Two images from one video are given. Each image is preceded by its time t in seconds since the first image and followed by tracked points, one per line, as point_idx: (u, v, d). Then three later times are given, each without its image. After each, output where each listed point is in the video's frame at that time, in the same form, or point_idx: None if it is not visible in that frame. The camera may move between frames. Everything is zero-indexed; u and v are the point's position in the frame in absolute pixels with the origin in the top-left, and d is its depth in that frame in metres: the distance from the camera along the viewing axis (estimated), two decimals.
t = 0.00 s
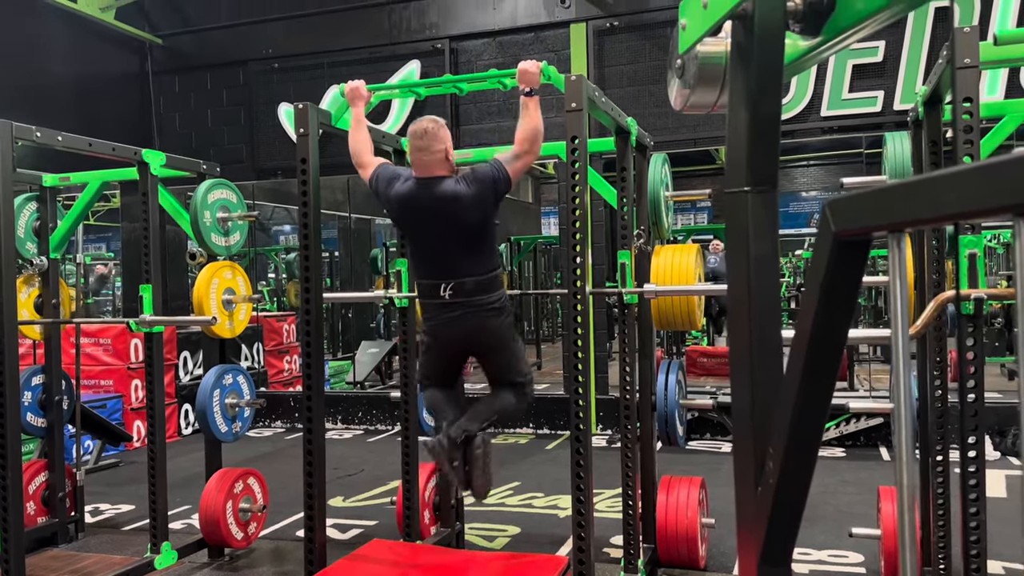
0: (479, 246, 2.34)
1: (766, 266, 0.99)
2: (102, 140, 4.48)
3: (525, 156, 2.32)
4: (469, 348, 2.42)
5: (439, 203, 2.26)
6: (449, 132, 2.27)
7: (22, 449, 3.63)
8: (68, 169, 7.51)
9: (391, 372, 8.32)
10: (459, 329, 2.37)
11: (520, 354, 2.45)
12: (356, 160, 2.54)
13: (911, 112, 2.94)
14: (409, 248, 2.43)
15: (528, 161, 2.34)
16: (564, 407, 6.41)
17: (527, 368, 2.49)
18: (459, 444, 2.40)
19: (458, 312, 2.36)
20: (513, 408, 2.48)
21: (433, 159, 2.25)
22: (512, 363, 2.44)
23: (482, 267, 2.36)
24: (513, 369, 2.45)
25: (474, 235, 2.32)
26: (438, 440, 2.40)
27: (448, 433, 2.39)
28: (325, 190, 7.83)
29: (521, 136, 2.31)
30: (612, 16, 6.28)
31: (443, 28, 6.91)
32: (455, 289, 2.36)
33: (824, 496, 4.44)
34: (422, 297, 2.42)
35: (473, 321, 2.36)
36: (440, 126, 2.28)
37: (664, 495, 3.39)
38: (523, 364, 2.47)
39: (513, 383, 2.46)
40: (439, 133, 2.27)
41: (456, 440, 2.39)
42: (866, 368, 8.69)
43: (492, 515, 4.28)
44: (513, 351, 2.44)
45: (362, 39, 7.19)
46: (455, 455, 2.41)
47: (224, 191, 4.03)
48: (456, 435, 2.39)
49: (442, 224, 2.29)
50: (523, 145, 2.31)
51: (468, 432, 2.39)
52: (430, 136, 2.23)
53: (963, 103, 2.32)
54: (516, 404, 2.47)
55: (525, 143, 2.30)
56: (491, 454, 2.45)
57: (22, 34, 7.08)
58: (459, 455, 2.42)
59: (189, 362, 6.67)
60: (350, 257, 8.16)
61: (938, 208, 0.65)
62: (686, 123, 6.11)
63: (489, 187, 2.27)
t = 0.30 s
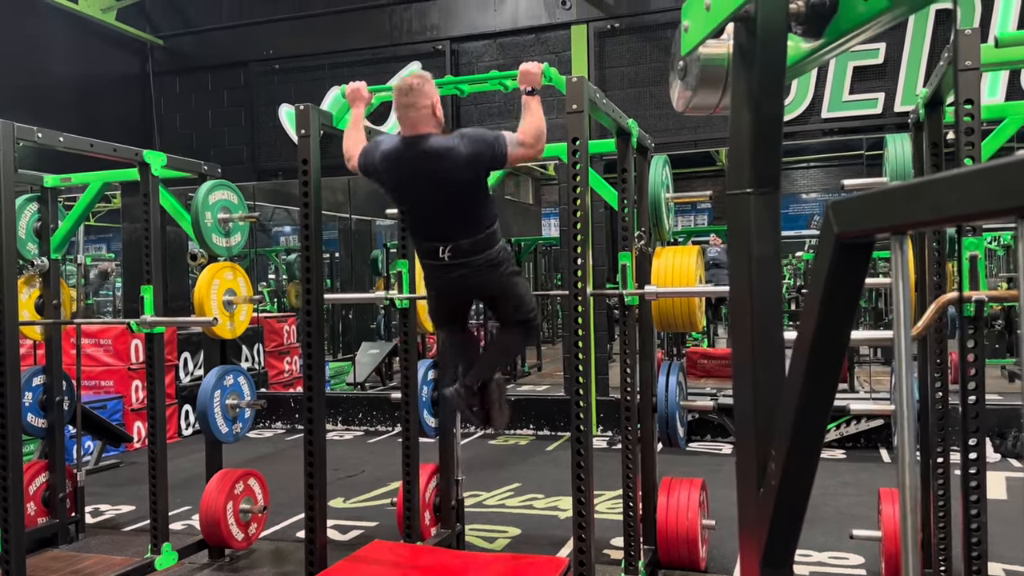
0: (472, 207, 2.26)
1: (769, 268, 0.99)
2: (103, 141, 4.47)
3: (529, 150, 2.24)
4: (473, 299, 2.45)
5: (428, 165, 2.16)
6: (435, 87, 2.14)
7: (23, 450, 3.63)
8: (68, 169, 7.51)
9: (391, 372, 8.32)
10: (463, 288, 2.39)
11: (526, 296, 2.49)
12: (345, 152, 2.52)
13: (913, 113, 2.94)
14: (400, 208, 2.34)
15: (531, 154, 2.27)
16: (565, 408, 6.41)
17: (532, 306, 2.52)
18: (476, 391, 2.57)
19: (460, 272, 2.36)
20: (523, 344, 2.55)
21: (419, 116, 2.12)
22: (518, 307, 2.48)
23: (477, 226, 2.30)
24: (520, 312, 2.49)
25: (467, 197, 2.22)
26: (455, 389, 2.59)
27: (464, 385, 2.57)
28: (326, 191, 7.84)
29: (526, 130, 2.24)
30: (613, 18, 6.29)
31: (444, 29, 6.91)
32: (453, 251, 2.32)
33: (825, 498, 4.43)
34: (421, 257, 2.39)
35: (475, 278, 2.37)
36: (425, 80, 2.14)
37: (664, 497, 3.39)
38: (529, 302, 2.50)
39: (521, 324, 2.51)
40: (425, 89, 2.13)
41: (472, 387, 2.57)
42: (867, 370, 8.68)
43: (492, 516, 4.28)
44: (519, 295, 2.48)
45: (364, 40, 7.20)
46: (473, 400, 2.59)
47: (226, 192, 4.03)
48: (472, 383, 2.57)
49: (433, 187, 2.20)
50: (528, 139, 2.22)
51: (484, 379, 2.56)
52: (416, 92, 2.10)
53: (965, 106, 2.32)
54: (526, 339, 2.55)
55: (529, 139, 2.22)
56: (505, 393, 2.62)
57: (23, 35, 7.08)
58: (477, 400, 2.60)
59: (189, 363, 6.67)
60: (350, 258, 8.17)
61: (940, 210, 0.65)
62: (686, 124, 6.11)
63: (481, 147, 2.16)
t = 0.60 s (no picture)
0: (469, 180, 2.28)
1: (770, 269, 0.99)
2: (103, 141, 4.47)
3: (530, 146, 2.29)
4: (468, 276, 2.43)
5: (429, 127, 2.23)
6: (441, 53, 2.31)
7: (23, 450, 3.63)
8: (68, 169, 7.51)
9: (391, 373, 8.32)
10: (459, 266, 2.39)
11: (522, 279, 2.46)
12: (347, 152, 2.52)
13: (913, 114, 2.94)
14: (400, 181, 2.38)
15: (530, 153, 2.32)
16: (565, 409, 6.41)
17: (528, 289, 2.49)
18: (471, 374, 2.47)
19: (456, 249, 2.36)
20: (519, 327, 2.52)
21: (424, 77, 2.26)
22: (514, 289, 2.45)
23: (473, 201, 2.31)
24: (516, 295, 2.46)
25: (464, 167, 2.26)
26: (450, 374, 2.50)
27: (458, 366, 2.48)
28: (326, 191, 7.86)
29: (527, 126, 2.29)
30: (614, 18, 6.29)
31: (445, 30, 6.91)
32: (448, 227, 2.33)
33: (825, 499, 4.43)
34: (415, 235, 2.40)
35: (470, 257, 2.36)
36: (431, 48, 2.33)
37: (664, 498, 3.39)
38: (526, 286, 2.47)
39: (516, 306, 2.48)
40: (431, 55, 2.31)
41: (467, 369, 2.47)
42: (867, 370, 8.68)
43: (492, 517, 4.28)
44: (516, 277, 2.44)
45: (364, 41, 7.21)
46: (468, 384, 2.48)
47: (226, 192, 4.03)
48: (467, 366, 2.47)
49: (431, 156, 2.25)
50: (530, 132, 2.28)
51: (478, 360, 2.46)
52: (421, 54, 2.27)
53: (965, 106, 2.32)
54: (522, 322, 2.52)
55: (530, 133, 2.29)
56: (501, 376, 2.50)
57: (23, 36, 7.08)
58: (472, 384, 2.49)
59: (189, 362, 6.67)
60: (351, 258, 8.17)
61: (942, 211, 0.65)
62: (687, 125, 6.11)
63: (482, 115, 2.22)
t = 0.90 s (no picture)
0: (468, 220, 2.30)
1: (770, 268, 0.99)
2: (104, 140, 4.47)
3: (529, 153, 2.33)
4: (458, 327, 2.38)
5: (428, 167, 2.23)
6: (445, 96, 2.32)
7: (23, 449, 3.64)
8: (68, 169, 7.51)
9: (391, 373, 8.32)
10: (450, 313, 2.34)
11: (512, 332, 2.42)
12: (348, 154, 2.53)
13: (913, 114, 2.94)
14: (397, 222, 2.38)
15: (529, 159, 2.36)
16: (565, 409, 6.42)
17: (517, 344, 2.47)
18: (456, 429, 2.31)
19: (448, 295, 2.32)
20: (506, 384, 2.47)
21: (427, 120, 2.27)
22: (505, 341, 2.41)
23: (470, 243, 2.31)
24: (506, 348, 2.43)
25: (463, 207, 2.27)
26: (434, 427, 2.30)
27: (444, 421, 2.30)
28: (326, 191, 7.88)
29: (525, 132, 2.32)
30: (614, 18, 6.30)
31: (445, 29, 6.92)
32: (442, 271, 2.31)
33: (824, 499, 4.44)
34: (408, 280, 2.37)
35: (462, 305, 2.33)
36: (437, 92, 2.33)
37: (664, 497, 3.39)
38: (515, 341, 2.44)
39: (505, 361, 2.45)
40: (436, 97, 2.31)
41: (454, 424, 2.31)
42: (866, 370, 8.68)
43: (492, 516, 4.28)
44: (507, 330, 2.41)
45: (364, 40, 7.21)
46: (453, 442, 2.32)
47: (226, 191, 4.03)
48: (453, 421, 2.31)
49: (431, 196, 2.25)
50: (528, 139, 2.32)
51: (467, 415, 2.31)
52: (427, 97, 2.27)
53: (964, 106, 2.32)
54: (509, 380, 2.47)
55: (529, 139, 2.32)
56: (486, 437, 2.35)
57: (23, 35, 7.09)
58: (457, 441, 2.32)
59: (189, 362, 6.68)
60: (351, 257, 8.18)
61: (943, 210, 0.65)
62: (686, 125, 6.12)
63: (481, 155, 2.24)
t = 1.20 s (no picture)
0: (468, 252, 2.34)
1: (768, 267, 0.99)
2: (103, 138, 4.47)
3: (520, 153, 2.36)
4: (447, 367, 2.36)
5: (431, 199, 2.30)
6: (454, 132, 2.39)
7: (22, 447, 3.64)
8: (68, 167, 7.51)
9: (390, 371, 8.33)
10: (440, 345, 2.33)
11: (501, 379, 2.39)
12: (356, 155, 2.53)
13: (912, 113, 2.94)
14: (398, 255, 2.42)
15: (522, 158, 2.38)
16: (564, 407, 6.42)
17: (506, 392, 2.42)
18: (437, 476, 2.36)
19: (441, 324, 2.33)
20: (492, 437, 2.40)
21: (434, 152, 2.35)
22: (494, 386, 2.37)
23: (468, 273, 2.34)
24: (494, 393, 2.38)
25: (464, 237, 2.33)
26: (415, 473, 2.36)
27: (425, 467, 2.36)
28: (326, 190, 7.87)
29: (519, 132, 2.34)
30: (613, 17, 6.29)
31: (444, 28, 6.92)
32: (436, 300, 2.33)
33: (823, 498, 4.44)
34: (403, 309, 2.39)
35: (453, 336, 2.33)
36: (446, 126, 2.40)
37: (662, 496, 3.40)
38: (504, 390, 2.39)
39: (494, 410, 2.39)
40: (445, 131, 2.38)
41: (433, 470, 2.35)
42: (865, 369, 8.69)
43: (491, 515, 4.28)
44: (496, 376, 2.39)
45: (363, 39, 7.21)
46: (432, 488, 2.36)
47: (224, 190, 4.02)
48: (434, 467, 2.36)
49: (433, 225, 2.31)
50: (521, 140, 2.34)
51: (446, 461, 2.35)
52: (436, 130, 2.35)
53: (963, 106, 2.32)
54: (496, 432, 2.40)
55: (520, 140, 2.34)
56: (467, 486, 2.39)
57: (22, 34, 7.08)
58: (436, 488, 2.37)
59: (188, 361, 6.68)
60: (350, 256, 8.18)
61: (941, 209, 0.66)
62: (686, 124, 6.12)
63: (482, 186, 2.32)
